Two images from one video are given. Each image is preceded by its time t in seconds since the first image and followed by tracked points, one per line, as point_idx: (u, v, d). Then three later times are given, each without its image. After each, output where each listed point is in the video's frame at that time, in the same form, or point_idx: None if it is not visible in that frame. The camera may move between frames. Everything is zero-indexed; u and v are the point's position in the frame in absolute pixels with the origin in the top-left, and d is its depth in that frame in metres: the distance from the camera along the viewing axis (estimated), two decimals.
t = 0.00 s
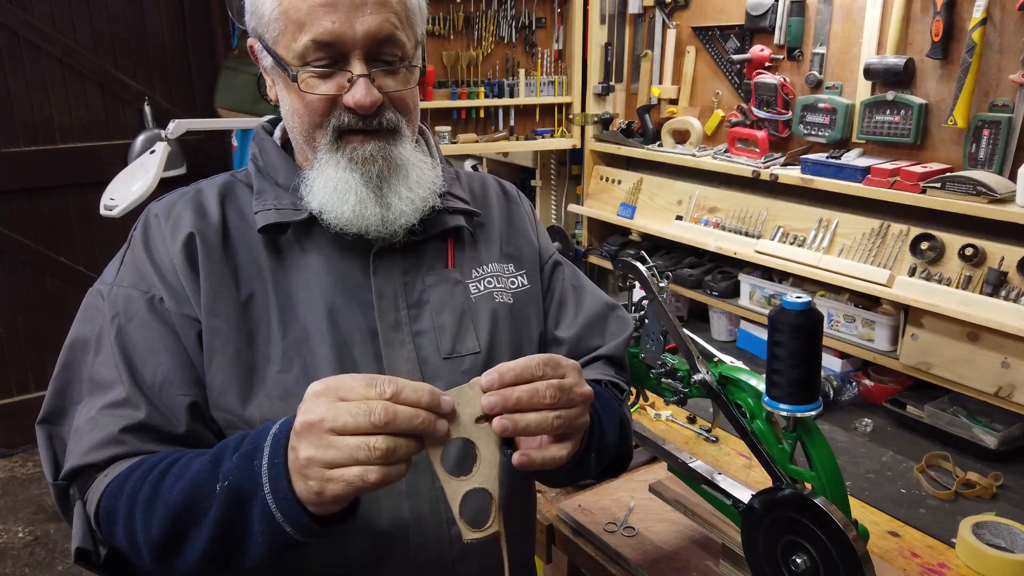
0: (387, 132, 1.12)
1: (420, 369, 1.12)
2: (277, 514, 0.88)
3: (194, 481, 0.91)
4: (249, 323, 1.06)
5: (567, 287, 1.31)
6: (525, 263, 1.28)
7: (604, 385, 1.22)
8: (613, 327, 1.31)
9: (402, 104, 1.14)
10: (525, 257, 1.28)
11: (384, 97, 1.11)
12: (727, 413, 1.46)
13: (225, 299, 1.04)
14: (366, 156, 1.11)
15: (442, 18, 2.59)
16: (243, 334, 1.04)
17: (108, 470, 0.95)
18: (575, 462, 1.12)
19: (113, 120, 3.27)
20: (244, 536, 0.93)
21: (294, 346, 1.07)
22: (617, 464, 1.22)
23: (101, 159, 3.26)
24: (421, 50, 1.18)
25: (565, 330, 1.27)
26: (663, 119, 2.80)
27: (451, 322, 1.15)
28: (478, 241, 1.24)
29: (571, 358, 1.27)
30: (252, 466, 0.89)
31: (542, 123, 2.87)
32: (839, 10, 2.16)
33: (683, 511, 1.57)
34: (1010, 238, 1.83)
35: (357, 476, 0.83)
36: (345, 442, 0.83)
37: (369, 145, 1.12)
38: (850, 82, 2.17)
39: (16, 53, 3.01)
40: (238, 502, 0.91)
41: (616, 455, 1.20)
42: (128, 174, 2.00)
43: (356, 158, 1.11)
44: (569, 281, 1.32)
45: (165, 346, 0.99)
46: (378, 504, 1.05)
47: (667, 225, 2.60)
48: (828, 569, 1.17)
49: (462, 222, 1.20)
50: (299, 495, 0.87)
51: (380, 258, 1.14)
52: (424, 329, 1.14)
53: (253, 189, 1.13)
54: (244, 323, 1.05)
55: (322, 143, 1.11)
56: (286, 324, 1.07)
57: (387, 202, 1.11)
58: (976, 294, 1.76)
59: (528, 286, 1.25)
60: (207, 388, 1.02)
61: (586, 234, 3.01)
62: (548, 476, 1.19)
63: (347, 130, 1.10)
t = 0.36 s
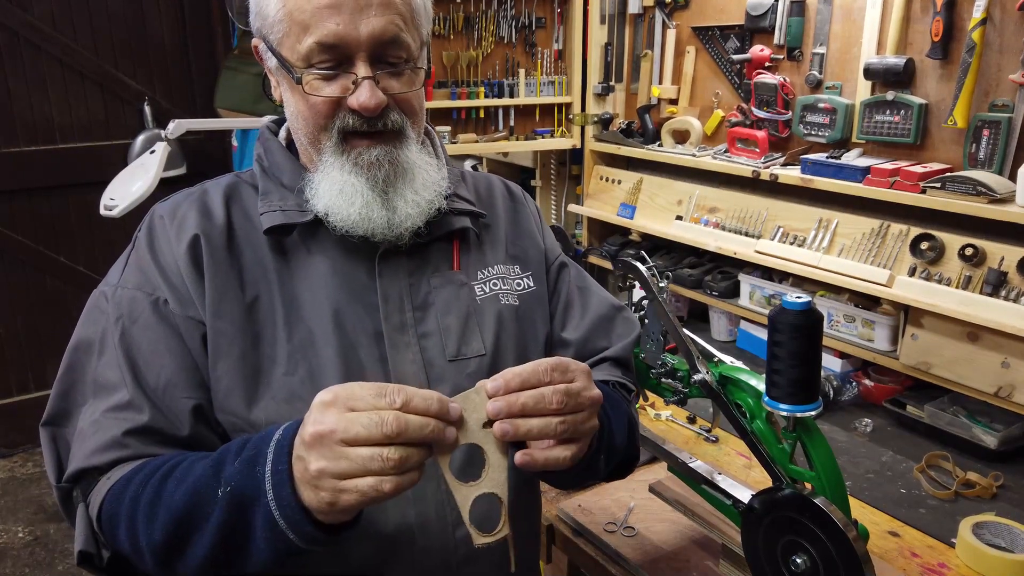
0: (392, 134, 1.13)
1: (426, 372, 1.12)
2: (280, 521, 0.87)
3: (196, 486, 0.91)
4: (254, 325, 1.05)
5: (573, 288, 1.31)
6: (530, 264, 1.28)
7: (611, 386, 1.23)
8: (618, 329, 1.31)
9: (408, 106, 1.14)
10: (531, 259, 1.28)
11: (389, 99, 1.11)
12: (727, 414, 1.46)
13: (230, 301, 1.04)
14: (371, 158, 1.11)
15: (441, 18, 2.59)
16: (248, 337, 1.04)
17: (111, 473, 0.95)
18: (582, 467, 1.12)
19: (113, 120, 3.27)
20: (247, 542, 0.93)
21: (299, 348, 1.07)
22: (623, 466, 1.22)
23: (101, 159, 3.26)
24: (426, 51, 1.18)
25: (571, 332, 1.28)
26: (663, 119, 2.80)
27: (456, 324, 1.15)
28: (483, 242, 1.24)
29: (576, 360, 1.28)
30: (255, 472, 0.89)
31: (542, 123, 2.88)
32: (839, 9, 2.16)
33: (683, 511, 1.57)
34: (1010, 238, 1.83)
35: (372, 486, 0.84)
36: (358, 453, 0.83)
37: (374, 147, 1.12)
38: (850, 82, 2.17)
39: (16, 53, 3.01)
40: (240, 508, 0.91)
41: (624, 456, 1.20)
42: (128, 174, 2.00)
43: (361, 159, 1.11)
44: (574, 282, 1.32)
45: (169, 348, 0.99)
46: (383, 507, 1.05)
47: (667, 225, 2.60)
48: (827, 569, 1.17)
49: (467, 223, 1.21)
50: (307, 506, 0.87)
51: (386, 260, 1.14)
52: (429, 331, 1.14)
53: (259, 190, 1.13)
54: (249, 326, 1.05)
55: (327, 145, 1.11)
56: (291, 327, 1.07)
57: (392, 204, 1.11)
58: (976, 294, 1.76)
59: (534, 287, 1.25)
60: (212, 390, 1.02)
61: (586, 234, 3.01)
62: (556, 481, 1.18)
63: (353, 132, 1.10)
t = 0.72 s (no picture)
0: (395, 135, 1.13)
1: (429, 373, 1.12)
2: (284, 531, 0.87)
3: (197, 492, 0.91)
4: (257, 328, 1.06)
5: (576, 289, 1.31)
6: (533, 265, 1.28)
7: (612, 387, 1.22)
8: (621, 330, 1.31)
9: (411, 107, 1.14)
10: (534, 260, 1.28)
11: (392, 100, 1.11)
12: (727, 414, 1.46)
13: (234, 304, 1.04)
14: (373, 159, 1.12)
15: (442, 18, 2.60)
16: (251, 339, 1.04)
17: (115, 476, 0.95)
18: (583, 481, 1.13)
19: (113, 120, 3.27)
20: (251, 551, 0.92)
21: (302, 351, 1.07)
22: (626, 468, 1.22)
23: (101, 159, 3.26)
24: (429, 52, 1.18)
25: (574, 333, 1.28)
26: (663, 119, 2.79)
27: (459, 326, 1.15)
28: (486, 244, 1.25)
29: (578, 361, 1.28)
30: (258, 481, 0.89)
31: (542, 123, 2.88)
32: (839, 9, 2.16)
33: (683, 511, 1.56)
34: (1010, 238, 1.83)
35: (384, 507, 0.85)
36: (370, 477, 0.84)
37: (377, 148, 1.12)
38: (850, 82, 2.17)
39: (16, 53, 3.01)
40: (243, 516, 0.90)
41: (627, 458, 1.20)
42: (128, 175, 2.00)
43: (364, 161, 1.11)
44: (577, 283, 1.32)
45: (172, 351, 1.00)
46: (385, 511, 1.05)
47: (668, 225, 2.60)
48: (828, 569, 1.16)
49: (470, 224, 1.21)
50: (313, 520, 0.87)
51: (388, 261, 1.14)
52: (432, 332, 1.14)
53: (261, 191, 1.13)
54: (253, 328, 1.05)
55: (330, 146, 1.11)
56: (294, 329, 1.07)
57: (395, 205, 1.11)
58: (976, 294, 1.76)
59: (537, 289, 1.26)
60: (215, 393, 1.02)
61: (586, 234, 3.01)
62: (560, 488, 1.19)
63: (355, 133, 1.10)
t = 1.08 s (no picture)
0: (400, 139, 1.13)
1: (432, 374, 1.12)
2: (286, 551, 0.88)
3: (198, 505, 0.91)
4: (259, 329, 1.06)
5: (579, 290, 1.31)
6: (536, 266, 1.28)
7: (616, 389, 1.21)
8: (624, 330, 1.31)
9: (415, 110, 1.14)
10: (536, 261, 1.28)
11: (397, 104, 1.11)
12: (727, 414, 1.46)
13: (236, 306, 1.04)
14: (378, 163, 1.12)
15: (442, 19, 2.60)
16: (254, 341, 1.04)
17: (115, 480, 0.95)
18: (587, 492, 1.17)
19: (113, 120, 3.27)
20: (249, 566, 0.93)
21: (305, 352, 1.06)
22: (629, 469, 1.22)
23: (101, 158, 3.26)
24: (433, 55, 1.18)
25: (577, 334, 1.28)
26: (663, 119, 2.79)
27: (462, 326, 1.15)
28: (489, 244, 1.25)
29: (581, 362, 1.27)
30: (259, 499, 0.90)
31: (543, 123, 2.88)
32: (838, 10, 2.16)
33: (683, 511, 1.56)
34: (1010, 238, 1.83)
35: (396, 528, 0.86)
36: (382, 497, 0.85)
37: (382, 152, 1.13)
38: (850, 82, 2.17)
39: (16, 53, 3.01)
40: (243, 534, 0.91)
41: (630, 460, 1.21)
42: (128, 175, 2.00)
43: (369, 165, 1.12)
44: (580, 284, 1.32)
45: (174, 352, 0.99)
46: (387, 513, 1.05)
47: (667, 225, 2.60)
48: (827, 569, 1.16)
49: (473, 225, 1.21)
50: (317, 539, 0.88)
51: (392, 263, 1.14)
52: (435, 333, 1.14)
53: (264, 192, 1.13)
54: (255, 329, 1.05)
55: (335, 149, 1.11)
56: (298, 330, 1.07)
57: (399, 208, 1.12)
58: (976, 294, 1.76)
59: (540, 290, 1.26)
60: (217, 395, 1.02)
61: (585, 234, 3.01)
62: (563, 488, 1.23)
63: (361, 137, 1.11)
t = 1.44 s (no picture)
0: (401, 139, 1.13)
1: (433, 372, 1.12)
2: (283, 555, 0.88)
3: (196, 506, 0.91)
4: (260, 327, 1.06)
5: (580, 289, 1.31)
6: (537, 264, 1.28)
7: (618, 388, 1.21)
8: (625, 329, 1.31)
9: (417, 110, 1.15)
10: (538, 259, 1.28)
11: (399, 104, 1.11)
12: (727, 414, 1.46)
13: (237, 303, 1.04)
14: (380, 163, 1.12)
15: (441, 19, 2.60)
16: (254, 338, 1.04)
17: (113, 478, 0.95)
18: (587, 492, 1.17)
19: (113, 120, 3.27)
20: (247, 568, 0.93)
21: (306, 349, 1.06)
22: (630, 468, 1.22)
23: (101, 158, 3.26)
24: (435, 55, 1.18)
25: (579, 332, 1.28)
26: (663, 119, 2.79)
27: (464, 324, 1.15)
28: (490, 243, 1.25)
29: (582, 361, 1.27)
30: (257, 501, 0.90)
31: (543, 123, 2.88)
32: (838, 10, 2.16)
33: (683, 511, 1.56)
34: (1010, 238, 1.83)
35: (398, 535, 0.86)
36: (385, 504, 0.85)
37: (384, 152, 1.13)
38: (850, 82, 2.17)
39: (16, 53, 3.01)
40: (240, 537, 0.91)
41: (632, 459, 1.21)
42: (128, 174, 2.00)
43: (370, 165, 1.12)
44: (581, 282, 1.32)
45: (173, 350, 1.00)
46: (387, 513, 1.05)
47: (668, 225, 2.60)
48: (827, 569, 1.16)
49: (474, 223, 1.21)
50: (315, 542, 0.88)
51: (393, 261, 1.14)
52: (436, 331, 1.14)
53: (265, 190, 1.13)
54: (255, 326, 1.05)
55: (336, 149, 1.11)
56: (299, 328, 1.07)
57: (400, 208, 1.12)
58: (977, 294, 1.76)
59: (541, 288, 1.26)
60: (218, 392, 1.02)
61: (585, 234, 3.01)
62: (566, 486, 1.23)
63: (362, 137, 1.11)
